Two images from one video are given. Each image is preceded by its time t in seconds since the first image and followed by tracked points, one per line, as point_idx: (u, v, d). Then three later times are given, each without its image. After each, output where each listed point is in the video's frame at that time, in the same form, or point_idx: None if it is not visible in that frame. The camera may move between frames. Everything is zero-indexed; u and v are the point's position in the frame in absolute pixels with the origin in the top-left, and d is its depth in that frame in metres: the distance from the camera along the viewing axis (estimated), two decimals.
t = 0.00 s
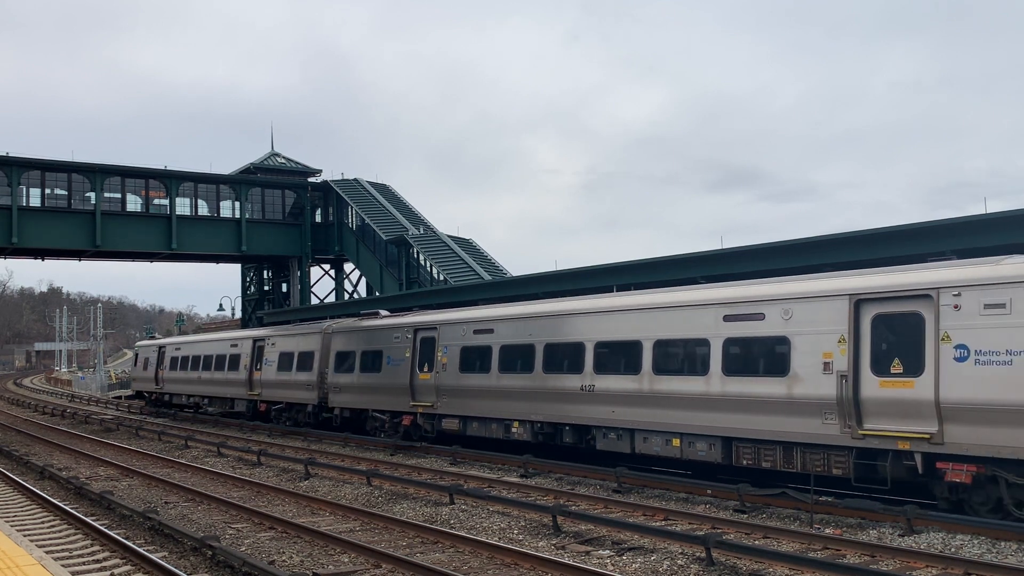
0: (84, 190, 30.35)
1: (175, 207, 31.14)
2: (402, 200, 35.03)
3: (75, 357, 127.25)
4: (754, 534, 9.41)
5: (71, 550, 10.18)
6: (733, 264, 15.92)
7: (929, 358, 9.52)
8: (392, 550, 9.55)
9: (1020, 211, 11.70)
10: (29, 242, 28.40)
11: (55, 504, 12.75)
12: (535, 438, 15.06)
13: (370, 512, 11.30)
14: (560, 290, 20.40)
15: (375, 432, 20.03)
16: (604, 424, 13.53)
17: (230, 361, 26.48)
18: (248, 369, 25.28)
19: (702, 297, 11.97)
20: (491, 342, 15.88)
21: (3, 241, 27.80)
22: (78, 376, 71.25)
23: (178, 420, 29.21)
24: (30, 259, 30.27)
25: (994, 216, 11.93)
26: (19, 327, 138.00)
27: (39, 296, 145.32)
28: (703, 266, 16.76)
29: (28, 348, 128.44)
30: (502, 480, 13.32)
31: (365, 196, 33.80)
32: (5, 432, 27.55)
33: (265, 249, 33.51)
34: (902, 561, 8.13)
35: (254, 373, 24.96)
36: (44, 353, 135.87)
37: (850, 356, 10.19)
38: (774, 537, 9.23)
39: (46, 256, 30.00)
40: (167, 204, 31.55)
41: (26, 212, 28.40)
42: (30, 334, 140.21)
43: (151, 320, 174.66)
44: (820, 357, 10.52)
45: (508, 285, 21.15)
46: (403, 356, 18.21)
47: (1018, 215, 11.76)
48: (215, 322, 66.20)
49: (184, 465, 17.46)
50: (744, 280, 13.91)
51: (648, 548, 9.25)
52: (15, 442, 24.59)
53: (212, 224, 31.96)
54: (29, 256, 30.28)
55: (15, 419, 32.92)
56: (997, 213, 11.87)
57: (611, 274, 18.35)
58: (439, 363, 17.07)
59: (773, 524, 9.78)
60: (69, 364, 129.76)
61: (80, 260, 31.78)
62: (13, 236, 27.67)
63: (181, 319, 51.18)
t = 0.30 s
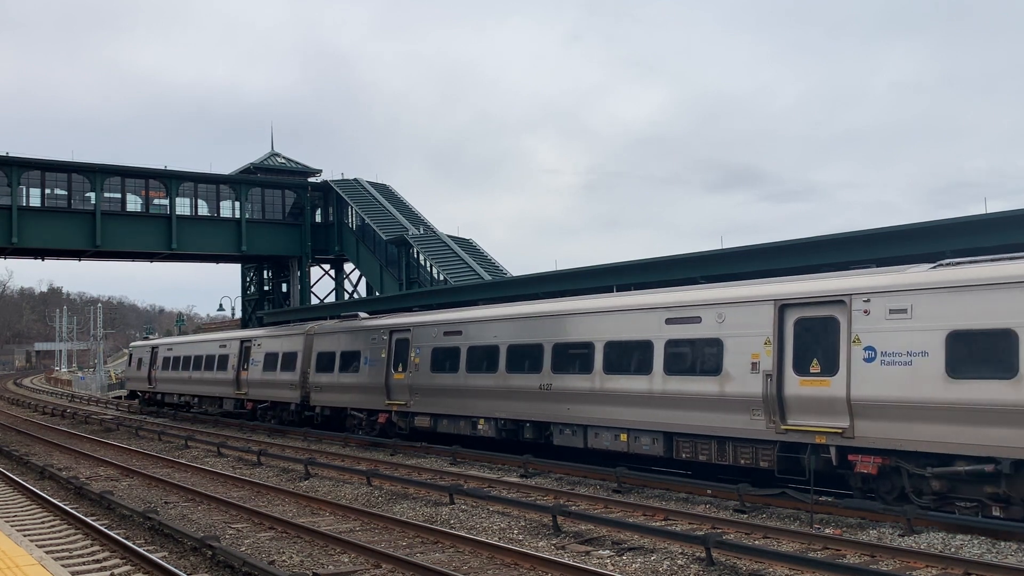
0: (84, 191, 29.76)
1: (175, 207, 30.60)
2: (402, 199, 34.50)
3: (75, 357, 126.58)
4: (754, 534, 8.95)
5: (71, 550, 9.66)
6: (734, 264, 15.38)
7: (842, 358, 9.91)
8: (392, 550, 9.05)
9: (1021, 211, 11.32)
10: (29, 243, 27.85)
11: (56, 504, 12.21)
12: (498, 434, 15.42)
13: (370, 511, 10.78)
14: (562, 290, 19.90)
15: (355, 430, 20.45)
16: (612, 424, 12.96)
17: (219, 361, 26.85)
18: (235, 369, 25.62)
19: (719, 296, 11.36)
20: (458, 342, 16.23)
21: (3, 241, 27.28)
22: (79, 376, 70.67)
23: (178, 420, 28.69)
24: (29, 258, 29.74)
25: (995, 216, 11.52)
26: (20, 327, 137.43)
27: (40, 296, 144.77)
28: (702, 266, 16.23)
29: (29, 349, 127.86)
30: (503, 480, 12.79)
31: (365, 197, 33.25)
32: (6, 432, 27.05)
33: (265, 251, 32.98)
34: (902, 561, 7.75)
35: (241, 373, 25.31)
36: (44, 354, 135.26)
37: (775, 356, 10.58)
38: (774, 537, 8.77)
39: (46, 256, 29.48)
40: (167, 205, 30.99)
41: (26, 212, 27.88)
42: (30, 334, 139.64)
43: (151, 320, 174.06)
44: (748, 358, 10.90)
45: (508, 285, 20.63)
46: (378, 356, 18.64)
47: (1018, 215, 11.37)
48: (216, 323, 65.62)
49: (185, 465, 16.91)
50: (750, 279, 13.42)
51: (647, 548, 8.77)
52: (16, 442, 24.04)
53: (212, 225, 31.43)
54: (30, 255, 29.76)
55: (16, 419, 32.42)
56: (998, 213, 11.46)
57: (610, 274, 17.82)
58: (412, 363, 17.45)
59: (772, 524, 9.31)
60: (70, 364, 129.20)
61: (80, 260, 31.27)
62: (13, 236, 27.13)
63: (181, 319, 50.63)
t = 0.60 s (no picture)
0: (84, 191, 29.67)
1: (175, 207, 30.50)
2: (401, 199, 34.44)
3: (76, 357, 126.48)
4: (754, 534, 8.87)
5: (71, 550, 9.55)
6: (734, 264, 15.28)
7: (764, 359, 10.52)
8: (391, 550, 8.96)
9: (1020, 212, 11.29)
10: (29, 243, 27.75)
11: (56, 503, 12.11)
12: (462, 430, 16.08)
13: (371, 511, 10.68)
14: (559, 291, 19.86)
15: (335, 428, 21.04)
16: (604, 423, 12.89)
17: (207, 361, 27.38)
18: (221, 369, 26.15)
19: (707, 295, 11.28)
20: (429, 344, 16.87)
21: (3, 241, 27.18)
22: (79, 377, 70.58)
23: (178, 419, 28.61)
24: (29, 258, 29.60)
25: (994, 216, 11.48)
26: (19, 327, 137.32)
27: (40, 296, 144.69)
28: (701, 266, 16.16)
29: (30, 349, 127.74)
30: (503, 480, 12.68)
31: (365, 196, 33.17)
32: (5, 432, 26.95)
33: (265, 251, 32.88)
34: (902, 561, 7.70)
35: (227, 373, 25.84)
36: (44, 354, 135.13)
37: (706, 357, 11.21)
38: (773, 537, 8.70)
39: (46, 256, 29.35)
40: (167, 204, 30.88)
41: (26, 211, 27.76)
42: (30, 334, 139.58)
43: (151, 320, 173.96)
44: (684, 358, 11.52)
45: (508, 285, 20.54)
46: (355, 358, 19.26)
47: (1018, 215, 11.33)
48: (217, 323, 65.53)
49: (185, 465, 16.81)
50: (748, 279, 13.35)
51: (647, 548, 8.69)
52: (15, 442, 23.94)
53: (211, 224, 31.31)
54: (30, 255, 29.65)
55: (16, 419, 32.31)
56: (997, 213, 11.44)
57: (610, 274, 17.73)
58: (386, 363, 18.08)
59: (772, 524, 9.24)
60: (71, 364, 129.13)
61: (81, 260, 31.15)
62: (13, 236, 27.04)
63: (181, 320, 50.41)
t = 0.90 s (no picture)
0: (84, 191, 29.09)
1: (175, 207, 29.93)
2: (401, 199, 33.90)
3: (76, 358, 125.79)
4: (753, 534, 8.39)
5: (70, 551, 8.99)
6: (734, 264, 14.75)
7: (693, 360, 10.98)
8: (393, 551, 8.40)
9: (1021, 211, 10.76)
10: (29, 243, 27.18)
11: (56, 503, 11.54)
12: (432, 427, 16.53)
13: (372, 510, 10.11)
14: (556, 292, 19.31)
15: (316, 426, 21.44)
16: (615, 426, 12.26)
17: (196, 361, 27.46)
18: (209, 369, 26.31)
19: (726, 295, 10.71)
20: (400, 345, 17.36)
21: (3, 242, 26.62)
22: (79, 377, 69.98)
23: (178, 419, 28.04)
24: (28, 259, 29.03)
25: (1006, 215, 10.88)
26: (20, 327, 136.75)
27: (40, 296, 144.10)
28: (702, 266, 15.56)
29: (30, 349, 127.05)
30: (503, 480, 12.12)
31: (364, 196, 32.62)
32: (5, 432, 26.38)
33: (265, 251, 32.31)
34: (901, 561, 7.27)
35: (215, 373, 25.99)
36: (44, 354, 134.50)
37: (643, 356, 11.74)
38: (774, 538, 8.23)
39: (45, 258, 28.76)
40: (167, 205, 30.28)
41: (26, 212, 27.21)
42: (29, 334, 138.96)
43: (151, 320, 173.38)
44: (624, 358, 12.08)
45: (508, 285, 19.97)
46: (333, 358, 19.72)
47: (1018, 215, 10.81)
48: (217, 323, 64.91)
49: (185, 465, 16.23)
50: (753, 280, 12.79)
51: (647, 548, 8.17)
52: (15, 442, 23.36)
53: (212, 225, 30.76)
54: (28, 256, 29.05)
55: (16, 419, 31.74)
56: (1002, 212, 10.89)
57: (610, 274, 17.12)
58: (361, 363, 18.59)
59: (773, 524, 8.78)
60: (71, 364, 128.51)
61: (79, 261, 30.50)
62: (13, 236, 26.48)
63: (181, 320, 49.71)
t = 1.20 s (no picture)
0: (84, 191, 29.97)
1: (175, 207, 30.79)
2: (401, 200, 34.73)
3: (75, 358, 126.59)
4: (754, 534, 8.93)
5: (70, 550, 9.84)
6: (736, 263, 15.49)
7: (630, 361, 11.85)
8: (392, 550, 9.22)
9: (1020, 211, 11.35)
10: (29, 243, 28.03)
11: (55, 504, 12.41)
12: (400, 424, 17.41)
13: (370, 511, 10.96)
14: (560, 291, 20.04)
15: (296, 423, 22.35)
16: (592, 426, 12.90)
17: (185, 361, 28.30)
18: (198, 369, 27.16)
19: (658, 300, 11.56)
20: (372, 346, 18.22)
21: (3, 241, 27.48)
22: (78, 377, 70.82)
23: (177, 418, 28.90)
24: (28, 258, 29.86)
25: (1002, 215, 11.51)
26: (19, 327, 137.62)
27: (40, 296, 144.93)
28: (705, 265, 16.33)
29: (29, 349, 127.90)
30: (503, 480, 12.96)
31: (365, 197, 33.43)
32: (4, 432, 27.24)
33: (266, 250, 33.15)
34: (902, 561, 7.71)
35: (203, 373, 26.83)
36: (44, 354, 135.38)
37: (588, 356, 12.57)
38: (774, 537, 8.77)
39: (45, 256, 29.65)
40: (167, 204, 31.18)
41: (26, 211, 28.05)
42: (29, 334, 139.79)
43: (151, 320, 174.00)
44: (571, 359, 12.92)
45: (509, 285, 20.78)
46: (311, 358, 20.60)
47: (1018, 215, 11.38)
48: (216, 323, 65.81)
49: (185, 466, 17.09)
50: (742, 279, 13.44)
51: (647, 548, 8.87)
52: (15, 442, 24.23)
53: (212, 224, 31.60)
54: (28, 255, 29.93)
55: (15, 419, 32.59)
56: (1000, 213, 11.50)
57: (611, 274, 17.93)
58: (336, 363, 19.47)
59: (773, 524, 9.21)
60: (70, 364, 129.35)
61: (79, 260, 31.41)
62: (13, 236, 27.31)
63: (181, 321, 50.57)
